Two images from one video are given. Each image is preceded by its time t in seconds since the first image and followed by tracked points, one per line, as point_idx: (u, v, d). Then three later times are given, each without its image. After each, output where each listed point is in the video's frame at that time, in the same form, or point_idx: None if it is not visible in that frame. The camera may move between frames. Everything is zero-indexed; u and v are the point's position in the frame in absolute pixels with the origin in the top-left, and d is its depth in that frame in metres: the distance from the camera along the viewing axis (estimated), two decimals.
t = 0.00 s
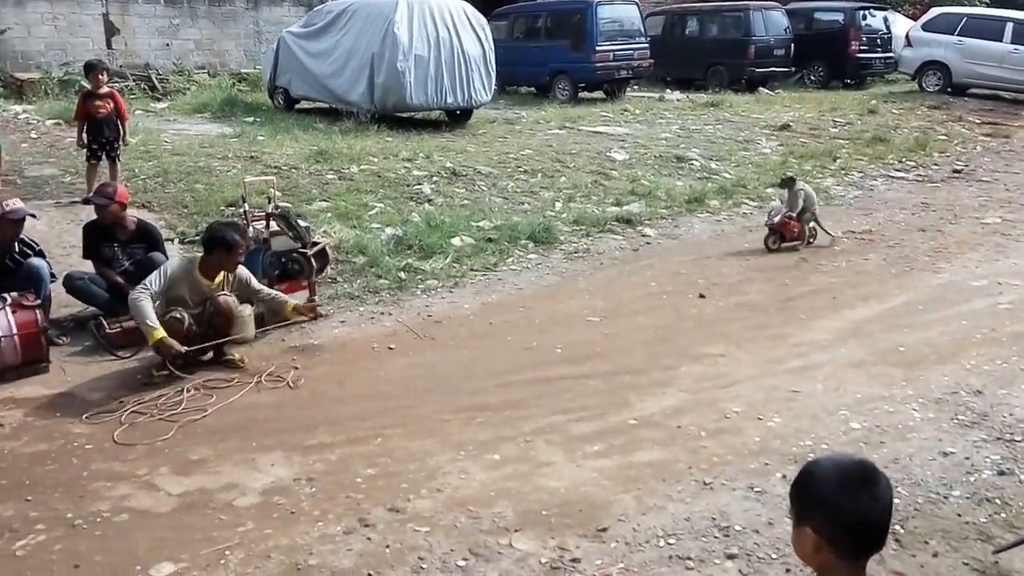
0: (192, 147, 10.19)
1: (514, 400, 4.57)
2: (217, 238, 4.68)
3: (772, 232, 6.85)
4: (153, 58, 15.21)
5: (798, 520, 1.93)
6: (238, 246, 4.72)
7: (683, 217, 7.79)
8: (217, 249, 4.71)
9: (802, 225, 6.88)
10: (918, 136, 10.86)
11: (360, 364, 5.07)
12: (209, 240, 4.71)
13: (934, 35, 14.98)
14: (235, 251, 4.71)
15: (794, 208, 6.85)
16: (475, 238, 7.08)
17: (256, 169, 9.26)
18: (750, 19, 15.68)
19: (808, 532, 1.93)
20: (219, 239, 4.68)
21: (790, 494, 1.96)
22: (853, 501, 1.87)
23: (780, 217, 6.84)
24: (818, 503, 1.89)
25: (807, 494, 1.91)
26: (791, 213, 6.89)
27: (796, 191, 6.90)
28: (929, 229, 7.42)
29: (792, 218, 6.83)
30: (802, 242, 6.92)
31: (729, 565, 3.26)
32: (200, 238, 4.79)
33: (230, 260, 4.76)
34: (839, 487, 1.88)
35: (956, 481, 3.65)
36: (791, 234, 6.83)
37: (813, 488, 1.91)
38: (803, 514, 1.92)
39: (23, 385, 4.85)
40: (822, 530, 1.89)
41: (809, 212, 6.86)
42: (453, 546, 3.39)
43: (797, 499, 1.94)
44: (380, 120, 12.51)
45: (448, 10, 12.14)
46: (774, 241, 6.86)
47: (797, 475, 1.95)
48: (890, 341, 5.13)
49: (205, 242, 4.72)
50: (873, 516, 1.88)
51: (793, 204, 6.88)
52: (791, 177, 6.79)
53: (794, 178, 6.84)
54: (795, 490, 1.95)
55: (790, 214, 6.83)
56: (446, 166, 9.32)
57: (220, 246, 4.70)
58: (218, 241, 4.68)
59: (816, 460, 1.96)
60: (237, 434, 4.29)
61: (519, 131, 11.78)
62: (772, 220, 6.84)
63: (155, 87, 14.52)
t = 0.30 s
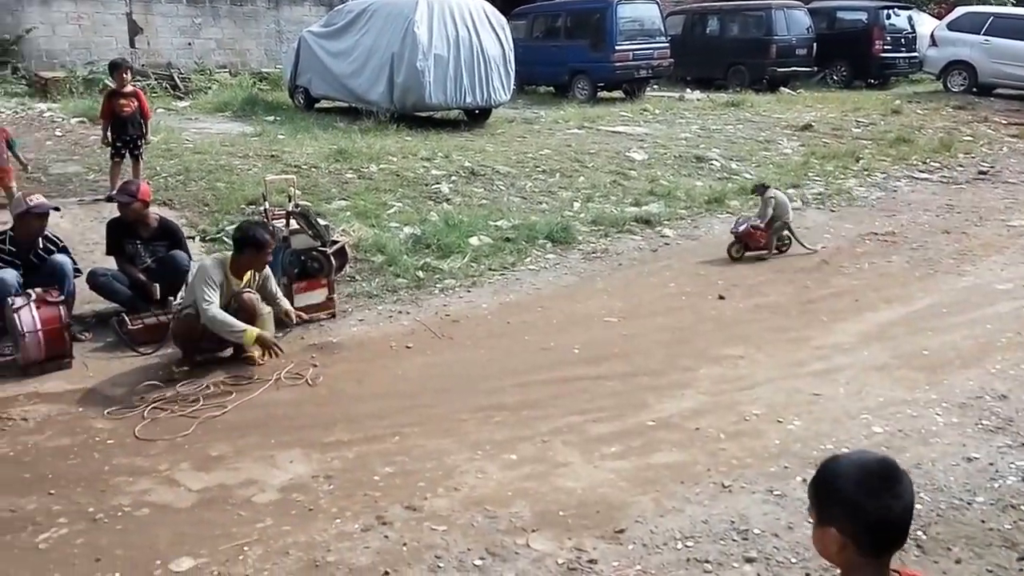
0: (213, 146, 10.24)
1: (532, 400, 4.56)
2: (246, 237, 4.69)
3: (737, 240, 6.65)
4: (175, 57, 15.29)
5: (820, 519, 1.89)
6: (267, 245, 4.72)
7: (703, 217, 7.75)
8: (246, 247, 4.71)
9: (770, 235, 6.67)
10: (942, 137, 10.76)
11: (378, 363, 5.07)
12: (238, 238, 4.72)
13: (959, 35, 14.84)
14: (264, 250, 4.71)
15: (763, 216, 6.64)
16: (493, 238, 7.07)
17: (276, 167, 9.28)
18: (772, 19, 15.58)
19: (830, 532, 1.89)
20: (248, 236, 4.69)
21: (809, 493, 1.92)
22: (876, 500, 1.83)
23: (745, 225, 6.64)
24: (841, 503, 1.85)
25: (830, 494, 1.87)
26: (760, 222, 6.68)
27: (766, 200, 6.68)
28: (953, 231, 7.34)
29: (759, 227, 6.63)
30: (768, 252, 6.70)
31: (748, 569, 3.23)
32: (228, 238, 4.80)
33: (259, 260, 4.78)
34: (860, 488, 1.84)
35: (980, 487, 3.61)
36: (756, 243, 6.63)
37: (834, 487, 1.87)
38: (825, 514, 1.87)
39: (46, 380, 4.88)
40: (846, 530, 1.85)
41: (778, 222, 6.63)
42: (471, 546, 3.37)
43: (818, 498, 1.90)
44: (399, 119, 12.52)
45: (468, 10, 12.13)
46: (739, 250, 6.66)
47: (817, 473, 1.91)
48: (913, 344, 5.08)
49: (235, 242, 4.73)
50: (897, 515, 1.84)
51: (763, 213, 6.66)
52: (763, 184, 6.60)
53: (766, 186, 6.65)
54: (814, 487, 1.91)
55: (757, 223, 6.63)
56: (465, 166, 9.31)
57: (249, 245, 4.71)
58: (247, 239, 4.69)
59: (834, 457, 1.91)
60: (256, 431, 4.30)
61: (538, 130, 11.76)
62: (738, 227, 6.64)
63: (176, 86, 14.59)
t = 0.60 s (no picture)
0: (236, 144, 10.28)
1: (552, 399, 4.55)
2: (278, 234, 4.73)
3: (703, 251, 6.43)
4: (198, 56, 15.37)
5: (867, 525, 1.85)
6: (299, 243, 4.77)
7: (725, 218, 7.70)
8: (278, 244, 4.76)
9: (737, 247, 6.44)
10: (969, 139, 10.65)
11: (398, 361, 5.07)
12: (271, 236, 4.77)
13: (987, 35, 14.69)
14: (296, 247, 4.76)
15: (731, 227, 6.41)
16: (513, 237, 7.05)
17: (297, 166, 9.31)
18: (796, 18, 15.48)
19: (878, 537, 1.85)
20: (281, 234, 4.74)
21: (855, 496, 1.88)
22: (926, 506, 1.80)
23: (713, 236, 6.41)
24: (891, 510, 1.81)
25: (880, 500, 1.83)
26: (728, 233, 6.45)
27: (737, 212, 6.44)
28: (981, 234, 7.26)
29: (727, 239, 6.40)
30: (734, 264, 6.47)
31: (769, 573, 3.20)
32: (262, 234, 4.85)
33: (288, 258, 4.82)
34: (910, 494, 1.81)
35: (1007, 495, 3.56)
36: (722, 255, 6.40)
37: (883, 491, 1.83)
38: (874, 520, 1.83)
39: (70, 375, 4.92)
40: (897, 536, 1.82)
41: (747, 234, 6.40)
42: (490, 545, 3.36)
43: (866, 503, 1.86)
44: (420, 118, 12.54)
45: (489, 9, 12.13)
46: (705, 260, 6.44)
47: (863, 477, 1.87)
48: (938, 348, 5.03)
49: (267, 238, 4.78)
50: (948, 521, 1.81)
51: (733, 224, 6.43)
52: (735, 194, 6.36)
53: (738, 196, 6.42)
54: (860, 492, 1.87)
55: (725, 234, 6.40)
56: (485, 165, 9.30)
57: (280, 242, 4.76)
58: (281, 236, 4.74)
59: (880, 461, 1.88)
60: (277, 427, 4.31)
61: (559, 130, 11.74)
62: (705, 237, 6.42)
63: (200, 84, 14.67)
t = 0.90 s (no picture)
0: (261, 142, 10.34)
1: (573, 399, 4.53)
2: (307, 225, 4.72)
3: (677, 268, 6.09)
4: (224, 54, 15.46)
5: (904, 536, 1.81)
6: (325, 234, 4.74)
7: (750, 219, 7.65)
8: (305, 234, 4.74)
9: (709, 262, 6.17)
10: (1000, 141, 10.52)
11: (417, 359, 5.07)
12: (299, 228, 4.75)
13: (1020, 35, 14.52)
14: (323, 238, 4.74)
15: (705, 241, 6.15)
16: (534, 237, 7.04)
17: (321, 164, 9.34)
18: (825, 17, 15.32)
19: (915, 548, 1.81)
20: (308, 225, 4.73)
21: (888, 506, 1.84)
22: (962, 514, 1.76)
23: (688, 251, 6.09)
24: (931, 519, 1.77)
25: (914, 508, 1.79)
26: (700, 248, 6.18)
27: (708, 225, 6.20)
28: (1012, 237, 7.17)
29: (703, 254, 6.12)
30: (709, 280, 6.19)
31: None
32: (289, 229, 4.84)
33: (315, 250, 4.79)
34: (946, 502, 1.77)
35: None
36: (699, 271, 6.11)
37: (921, 500, 1.79)
38: (911, 530, 1.79)
39: (95, 369, 4.95)
40: (936, 545, 1.78)
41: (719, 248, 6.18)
42: (510, 544, 3.35)
43: (900, 513, 1.82)
44: (443, 117, 12.54)
45: (512, 8, 12.11)
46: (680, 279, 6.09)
47: (897, 487, 1.83)
48: (967, 353, 4.97)
49: (295, 231, 4.76)
50: (987, 529, 1.78)
51: (706, 237, 6.18)
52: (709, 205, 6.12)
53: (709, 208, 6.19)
54: (895, 504, 1.83)
55: (700, 249, 6.12)
56: (507, 164, 9.30)
57: (309, 233, 4.74)
58: (308, 227, 4.72)
59: (915, 470, 1.84)
60: (299, 424, 4.32)
61: (582, 129, 11.71)
62: (679, 253, 6.08)
63: (225, 82, 14.75)
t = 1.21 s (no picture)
0: (287, 140, 10.39)
1: (597, 400, 4.53)
2: (300, 225, 4.82)
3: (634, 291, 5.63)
4: (252, 52, 15.56)
5: (947, 553, 1.63)
6: (320, 234, 4.82)
7: (777, 221, 7.61)
8: (300, 233, 4.83)
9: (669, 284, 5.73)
10: None
11: (440, 357, 5.08)
12: (294, 228, 4.85)
13: None
14: (316, 236, 4.80)
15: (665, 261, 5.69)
16: (559, 237, 7.03)
17: (346, 161, 9.38)
18: (854, 18, 15.19)
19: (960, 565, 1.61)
20: (303, 224, 4.81)
21: (931, 522, 1.68)
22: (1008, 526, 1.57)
23: (646, 272, 5.63)
24: (977, 536, 1.59)
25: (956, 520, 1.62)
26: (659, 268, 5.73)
27: (670, 244, 5.75)
28: None
29: (661, 274, 5.68)
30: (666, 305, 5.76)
31: None
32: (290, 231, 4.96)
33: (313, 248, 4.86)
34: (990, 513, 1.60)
35: None
36: (655, 293, 5.65)
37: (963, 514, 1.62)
38: (954, 546, 1.61)
39: (123, 363, 5.00)
40: (983, 566, 1.58)
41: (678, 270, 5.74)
42: (533, 544, 3.35)
43: (944, 529, 1.65)
44: (468, 116, 12.55)
45: (539, 7, 12.09)
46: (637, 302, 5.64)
47: (942, 499, 1.66)
48: (997, 359, 4.91)
49: (291, 232, 4.87)
50: None
51: (666, 257, 5.72)
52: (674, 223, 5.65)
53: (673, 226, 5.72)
54: (939, 519, 1.66)
55: (659, 269, 5.67)
56: (532, 164, 9.29)
57: (303, 233, 4.82)
58: (302, 226, 4.81)
59: (963, 484, 1.68)
60: (323, 420, 4.34)
61: (608, 129, 11.69)
62: (637, 273, 5.62)
63: (252, 80, 14.84)
